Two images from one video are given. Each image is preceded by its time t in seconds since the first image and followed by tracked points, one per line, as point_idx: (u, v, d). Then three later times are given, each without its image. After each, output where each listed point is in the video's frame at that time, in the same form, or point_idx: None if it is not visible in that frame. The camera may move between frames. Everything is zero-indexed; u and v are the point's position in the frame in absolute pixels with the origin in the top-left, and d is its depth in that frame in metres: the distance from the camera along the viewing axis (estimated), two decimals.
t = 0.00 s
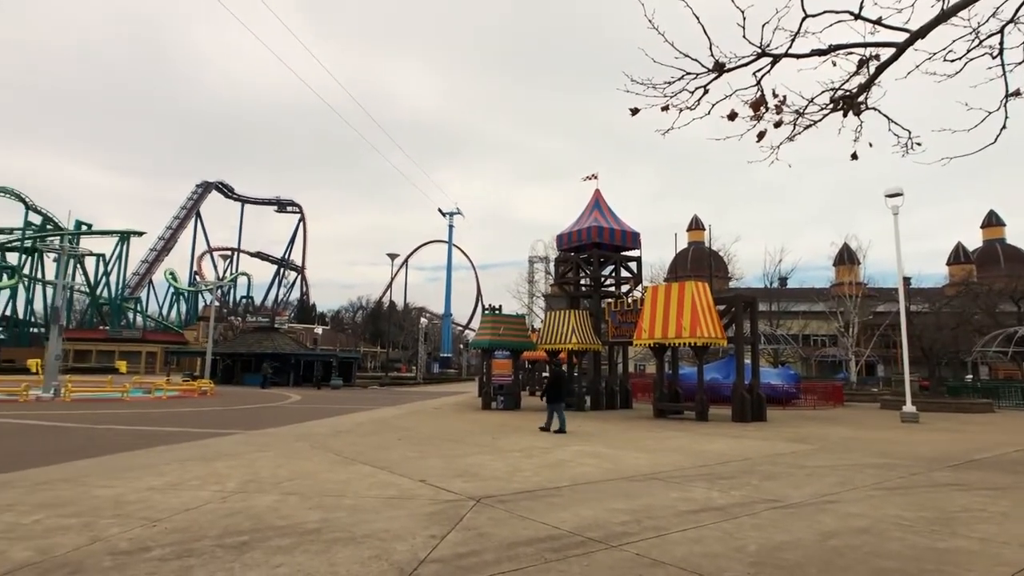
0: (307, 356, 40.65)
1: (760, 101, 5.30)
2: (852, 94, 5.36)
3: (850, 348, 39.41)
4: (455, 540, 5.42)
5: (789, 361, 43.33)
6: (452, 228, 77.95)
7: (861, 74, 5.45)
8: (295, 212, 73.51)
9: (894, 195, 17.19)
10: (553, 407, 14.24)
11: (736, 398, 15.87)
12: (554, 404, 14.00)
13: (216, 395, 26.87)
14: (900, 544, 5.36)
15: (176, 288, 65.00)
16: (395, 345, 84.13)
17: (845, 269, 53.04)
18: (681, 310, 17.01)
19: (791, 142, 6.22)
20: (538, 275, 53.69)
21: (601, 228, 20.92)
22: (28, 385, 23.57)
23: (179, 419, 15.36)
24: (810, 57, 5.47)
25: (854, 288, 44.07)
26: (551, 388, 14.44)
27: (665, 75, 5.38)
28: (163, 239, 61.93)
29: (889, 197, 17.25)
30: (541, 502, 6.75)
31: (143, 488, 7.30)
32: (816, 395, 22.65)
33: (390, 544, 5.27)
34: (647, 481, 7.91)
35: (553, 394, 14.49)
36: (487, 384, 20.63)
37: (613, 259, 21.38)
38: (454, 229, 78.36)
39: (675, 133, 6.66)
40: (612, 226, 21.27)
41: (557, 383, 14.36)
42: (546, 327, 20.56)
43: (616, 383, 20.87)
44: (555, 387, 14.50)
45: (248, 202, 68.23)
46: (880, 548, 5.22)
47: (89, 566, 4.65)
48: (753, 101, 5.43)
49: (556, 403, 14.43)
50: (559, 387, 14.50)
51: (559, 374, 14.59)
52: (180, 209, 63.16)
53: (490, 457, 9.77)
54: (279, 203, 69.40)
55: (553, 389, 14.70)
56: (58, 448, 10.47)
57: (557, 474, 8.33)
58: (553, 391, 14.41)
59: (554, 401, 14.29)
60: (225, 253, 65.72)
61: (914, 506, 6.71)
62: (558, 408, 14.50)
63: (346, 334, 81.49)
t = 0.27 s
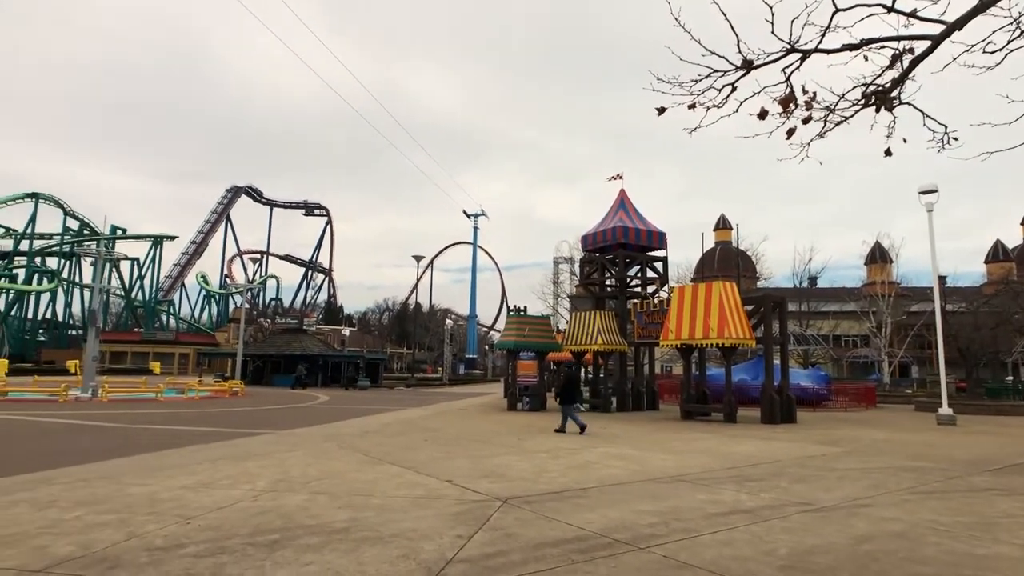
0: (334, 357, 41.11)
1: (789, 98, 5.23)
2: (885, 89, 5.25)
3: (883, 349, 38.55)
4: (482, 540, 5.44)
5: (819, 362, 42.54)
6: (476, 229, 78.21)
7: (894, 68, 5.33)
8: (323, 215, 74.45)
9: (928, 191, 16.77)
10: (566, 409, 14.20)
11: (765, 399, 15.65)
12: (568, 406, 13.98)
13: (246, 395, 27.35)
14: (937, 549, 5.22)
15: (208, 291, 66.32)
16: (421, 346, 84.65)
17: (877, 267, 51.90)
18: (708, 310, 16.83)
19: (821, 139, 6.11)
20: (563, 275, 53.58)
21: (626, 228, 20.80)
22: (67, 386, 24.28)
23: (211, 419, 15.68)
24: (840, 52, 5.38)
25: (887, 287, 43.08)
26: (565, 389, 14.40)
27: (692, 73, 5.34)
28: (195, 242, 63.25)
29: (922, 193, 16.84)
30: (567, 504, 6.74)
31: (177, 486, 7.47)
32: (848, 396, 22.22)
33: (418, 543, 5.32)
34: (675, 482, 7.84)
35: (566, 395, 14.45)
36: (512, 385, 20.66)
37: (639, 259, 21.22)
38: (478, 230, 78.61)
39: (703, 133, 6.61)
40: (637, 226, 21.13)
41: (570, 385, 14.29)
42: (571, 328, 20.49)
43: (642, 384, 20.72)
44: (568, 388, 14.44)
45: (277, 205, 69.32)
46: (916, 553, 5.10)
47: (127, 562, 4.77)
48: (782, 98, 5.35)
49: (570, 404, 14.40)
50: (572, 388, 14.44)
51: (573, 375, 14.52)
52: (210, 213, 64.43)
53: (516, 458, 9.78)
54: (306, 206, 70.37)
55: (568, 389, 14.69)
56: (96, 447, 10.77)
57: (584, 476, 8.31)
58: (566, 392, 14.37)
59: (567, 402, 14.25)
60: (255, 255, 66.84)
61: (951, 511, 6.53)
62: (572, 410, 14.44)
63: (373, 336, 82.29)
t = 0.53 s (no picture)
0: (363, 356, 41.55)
1: (823, 92, 5.11)
2: (924, 82, 5.09)
3: (921, 349, 37.52)
4: (511, 540, 5.43)
5: (854, 362, 41.56)
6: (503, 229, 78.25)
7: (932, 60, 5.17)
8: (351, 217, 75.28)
9: (968, 186, 16.27)
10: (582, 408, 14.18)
11: (797, 400, 15.37)
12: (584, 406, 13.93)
13: (277, 394, 27.78)
14: (981, 556, 5.05)
15: (239, 292, 67.58)
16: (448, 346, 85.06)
17: (914, 265, 50.57)
18: (738, 309, 16.59)
19: (856, 134, 5.95)
20: (590, 275, 53.33)
21: (654, 227, 20.60)
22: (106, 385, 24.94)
23: (244, 418, 15.97)
24: (876, 44, 5.25)
25: (924, 285, 41.90)
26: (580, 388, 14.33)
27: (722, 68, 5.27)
28: (227, 244, 64.49)
29: (962, 188, 16.34)
30: (596, 505, 6.69)
31: (212, 483, 7.62)
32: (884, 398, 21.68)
33: (447, 542, 5.34)
34: (706, 484, 7.73)
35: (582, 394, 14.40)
36: (539, 385, 20.63)
37: (667, 258, 21.01)
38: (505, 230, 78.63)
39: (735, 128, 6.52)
40: (665, 225, 20.91)
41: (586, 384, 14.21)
42: (599, 328, 20.38)
43: (671, 385, 20.50)
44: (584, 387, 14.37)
45: (306, 208, 70.33)
46: (958, 560, 4.94)
47: (164, 556, 4.88)
48: (815, 92, 5.24)
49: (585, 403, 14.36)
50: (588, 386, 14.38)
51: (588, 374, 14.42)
52: (242, 216, 65.63)
53: (544, 458, 9.75)
54: (335, 208, 71.27)
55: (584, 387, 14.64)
56: (134, 444, 11.04)
57: (613, 476, 8.24)
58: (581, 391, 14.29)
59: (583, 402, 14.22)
60: (285, 257, 67.91)
61: (995, 517, 6.32)
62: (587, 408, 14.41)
63: (400, 336, 82.94)
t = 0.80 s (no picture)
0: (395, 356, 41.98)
1: (864, 86, 4.98)
2: (972, 72, 4.91)
3: (966, 349, 36.27)
4: (543, 541, 5.41)
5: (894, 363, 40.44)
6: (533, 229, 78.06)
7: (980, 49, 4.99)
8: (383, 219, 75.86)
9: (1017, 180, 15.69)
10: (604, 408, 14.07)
11: (835, 401, 15.02)
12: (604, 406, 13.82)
13: (311, 393, 28.22)
14: None
15: (274, 292, 68.86)
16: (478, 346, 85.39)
17: (958, 263, 48.90)
18: (773, 308, 16.29)
19: (899, 127, 5.76)
20: (621, 275, 52.98)
21: (687, 225, 20.34)
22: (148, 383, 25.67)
23: (280, 416, 16.26)
24: (919, 34, 5.08)
25: (969, 283, 40.53)
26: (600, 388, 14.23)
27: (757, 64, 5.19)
28: (262, 246, 65.78)
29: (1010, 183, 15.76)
30: (629, 506, 6.64)
31: (250, 480, 7.79)
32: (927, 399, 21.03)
33: (480, 542, 5.35)
34: (741, 487, 7.60)
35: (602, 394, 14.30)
36: (570, 385, 20.55)
37: (700, 256, 20.73)
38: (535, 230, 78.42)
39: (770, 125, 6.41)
40: (698, 223, 20.63)
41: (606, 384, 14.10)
42: (630, 328, 20.22)
43: (705, 385, 20.23)
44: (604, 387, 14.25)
45: (338, 209, 71.32)
46: (1008, 570, 4.74)
47: (205, 551, 4.99)
48: (855, 86, 5.11)
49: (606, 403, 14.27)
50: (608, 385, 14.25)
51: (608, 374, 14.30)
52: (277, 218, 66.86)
53: (576, 458, 9.71)
54: (366, 210, 72.13)
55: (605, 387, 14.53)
56: (175, 441, 11.34)
57: (646, 478, 8.15)
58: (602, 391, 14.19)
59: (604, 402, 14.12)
60: (318, 258, 68.97)
61: None
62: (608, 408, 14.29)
63: (431, 336, 83.59)
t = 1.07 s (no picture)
0: (426, 357, 42.26)
1: (908, 80, 4.85)
2: None
3: (1014, 351, 34.96)
4: (577, 543, 5.38)
5: (937, 365, 39.20)
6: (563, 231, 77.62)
7: None
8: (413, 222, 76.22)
9: None
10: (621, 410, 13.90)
11: (875, 404, 14.63)
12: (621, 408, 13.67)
13: (344, 394, 28.58)
14: None
15: (308, 295, 70.00)
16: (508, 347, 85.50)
17: (1005, 261, 47.19)
18: (810, 308, 15.95)
19: (945, 121, 5.58)
20: (652, 275, 52.48)
21: (720, 224, 20.04)
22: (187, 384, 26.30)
23: (314, 416, 16.52)
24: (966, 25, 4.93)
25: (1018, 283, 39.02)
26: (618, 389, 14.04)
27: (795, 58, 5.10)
28: (295, 249, 66.98)
29: None
30: (663, 509, 6.55)
31: (286, 479, 7.92)
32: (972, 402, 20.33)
33: (513, 543, 5.34)
34: (778, 491, 7.44)
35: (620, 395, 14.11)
36: (602, 387, 20.42)
37: (733, 256, 20.41)
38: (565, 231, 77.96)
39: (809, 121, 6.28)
40: (732, 223, 20.31)
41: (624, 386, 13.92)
42: (662, 329, 20.00)
43: (739, 388, 19.89)
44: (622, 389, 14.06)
45: (370, 212, 72.20)
46: None
47: (244, 548, 5.09)
48: (899, 80, 4.98)
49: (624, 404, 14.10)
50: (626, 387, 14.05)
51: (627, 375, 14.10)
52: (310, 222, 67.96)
53: (608, 461, 9.63)
54: (397, 212, 72.83)
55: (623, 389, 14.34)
56: (214, 439, 11.61)
57: (679, 481, 8.04)
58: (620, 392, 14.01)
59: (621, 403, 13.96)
60: (350, 261, 69.88)
61: None
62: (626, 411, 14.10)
63: (462, 337, 83.98)
